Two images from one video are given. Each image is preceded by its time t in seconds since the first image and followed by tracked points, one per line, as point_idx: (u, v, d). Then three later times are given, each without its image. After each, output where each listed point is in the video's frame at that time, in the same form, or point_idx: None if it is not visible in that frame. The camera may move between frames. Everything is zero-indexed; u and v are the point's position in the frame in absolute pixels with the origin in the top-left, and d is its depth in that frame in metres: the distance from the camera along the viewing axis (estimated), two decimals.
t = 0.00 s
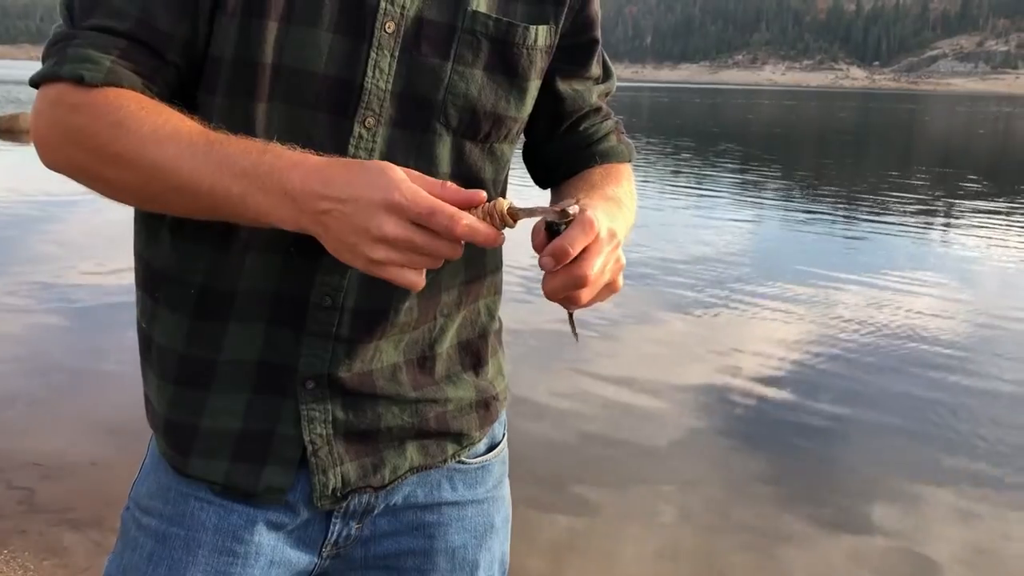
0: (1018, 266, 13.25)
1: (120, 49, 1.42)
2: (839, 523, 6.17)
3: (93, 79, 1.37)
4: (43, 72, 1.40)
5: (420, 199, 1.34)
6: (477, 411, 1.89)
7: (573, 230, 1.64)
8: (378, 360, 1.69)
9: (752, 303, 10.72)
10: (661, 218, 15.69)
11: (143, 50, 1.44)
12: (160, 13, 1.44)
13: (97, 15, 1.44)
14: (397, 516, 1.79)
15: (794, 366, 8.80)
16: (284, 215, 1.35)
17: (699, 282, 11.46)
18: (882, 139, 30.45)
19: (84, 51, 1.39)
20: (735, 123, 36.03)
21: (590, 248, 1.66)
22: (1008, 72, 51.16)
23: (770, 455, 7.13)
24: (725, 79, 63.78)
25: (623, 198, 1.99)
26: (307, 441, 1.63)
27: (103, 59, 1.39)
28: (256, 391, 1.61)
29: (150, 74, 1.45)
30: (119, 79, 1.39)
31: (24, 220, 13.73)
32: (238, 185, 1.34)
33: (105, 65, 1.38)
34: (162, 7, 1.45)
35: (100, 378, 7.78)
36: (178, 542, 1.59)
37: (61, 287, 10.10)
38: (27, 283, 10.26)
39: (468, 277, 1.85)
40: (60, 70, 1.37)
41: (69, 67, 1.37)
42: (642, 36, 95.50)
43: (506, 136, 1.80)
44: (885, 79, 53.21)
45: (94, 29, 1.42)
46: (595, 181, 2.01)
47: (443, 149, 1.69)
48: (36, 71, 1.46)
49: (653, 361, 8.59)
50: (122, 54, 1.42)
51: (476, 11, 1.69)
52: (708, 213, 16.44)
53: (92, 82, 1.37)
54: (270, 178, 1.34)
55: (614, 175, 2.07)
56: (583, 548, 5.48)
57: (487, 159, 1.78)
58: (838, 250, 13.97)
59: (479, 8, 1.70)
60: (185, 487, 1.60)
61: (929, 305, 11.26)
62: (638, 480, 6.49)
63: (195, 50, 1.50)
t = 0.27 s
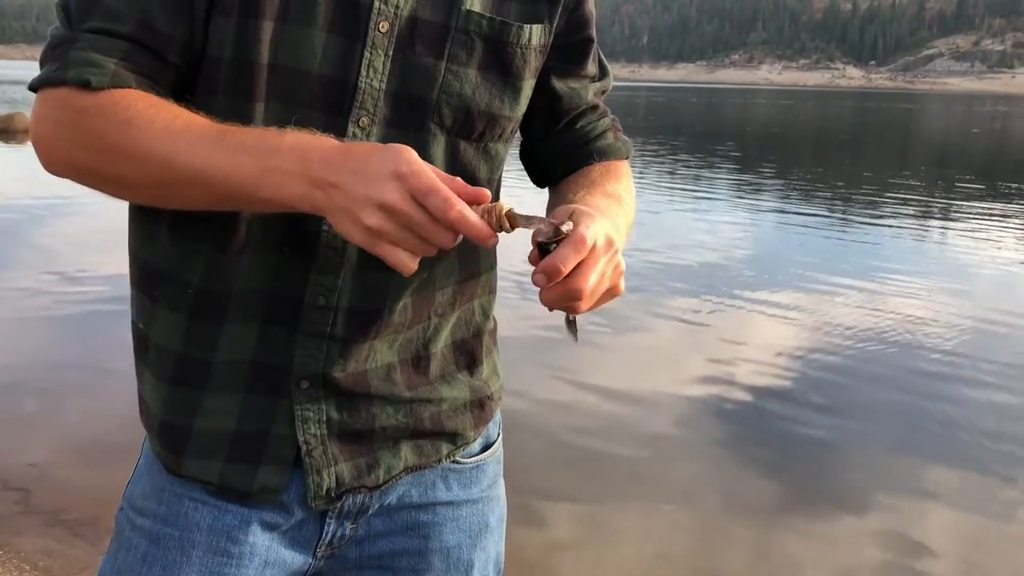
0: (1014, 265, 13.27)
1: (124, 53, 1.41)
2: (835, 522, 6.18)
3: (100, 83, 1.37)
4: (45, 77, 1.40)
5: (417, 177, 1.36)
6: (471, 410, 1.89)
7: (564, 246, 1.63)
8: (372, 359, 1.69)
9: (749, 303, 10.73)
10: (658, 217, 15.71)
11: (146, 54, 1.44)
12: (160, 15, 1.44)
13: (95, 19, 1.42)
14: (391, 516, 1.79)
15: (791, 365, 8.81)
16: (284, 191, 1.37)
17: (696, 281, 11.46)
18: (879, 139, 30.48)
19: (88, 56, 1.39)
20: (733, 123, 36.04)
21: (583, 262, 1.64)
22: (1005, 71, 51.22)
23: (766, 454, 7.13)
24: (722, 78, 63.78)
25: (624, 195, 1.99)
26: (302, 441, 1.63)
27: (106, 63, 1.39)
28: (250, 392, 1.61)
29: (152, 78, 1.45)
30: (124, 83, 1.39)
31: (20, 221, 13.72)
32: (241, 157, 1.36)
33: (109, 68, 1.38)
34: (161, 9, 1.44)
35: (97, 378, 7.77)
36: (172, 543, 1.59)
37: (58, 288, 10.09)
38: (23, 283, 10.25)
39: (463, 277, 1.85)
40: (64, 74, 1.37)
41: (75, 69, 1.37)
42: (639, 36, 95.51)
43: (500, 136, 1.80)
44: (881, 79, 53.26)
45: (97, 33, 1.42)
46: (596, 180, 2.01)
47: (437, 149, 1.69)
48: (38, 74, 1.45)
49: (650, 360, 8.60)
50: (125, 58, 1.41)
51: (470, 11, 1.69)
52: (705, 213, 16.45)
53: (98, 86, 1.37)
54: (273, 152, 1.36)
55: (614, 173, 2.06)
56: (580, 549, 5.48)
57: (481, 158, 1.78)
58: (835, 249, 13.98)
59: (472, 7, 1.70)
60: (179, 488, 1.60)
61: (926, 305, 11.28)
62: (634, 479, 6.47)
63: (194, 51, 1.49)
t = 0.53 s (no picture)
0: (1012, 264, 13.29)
1: (141, 58, 1.42)
2: (834, 521, 6.19)
3: (117, 90, 1.38)
4: (67, 90, 1.41)
5: (419, 175, 1.32)
6: (470, 409, 1.89)
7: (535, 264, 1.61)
8: (371, 358, 1.69)
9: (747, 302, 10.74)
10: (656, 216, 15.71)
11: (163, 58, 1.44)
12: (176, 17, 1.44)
13: (112, 27, 1.44)
14: (391, 514, 1.79)
15: (789, 363, 8.82)
16: (284, 191, 1.36)
17: (694, 280, 11.47)
18: (877, 137, 30.50)
19: (106, 63, 1.40)
20: (731, 122, 36.01)
21: (550, 287, 1.63)
22: (1003, 70, 51.22)
23: (765, 453, 7.13)
24: (720, 77, 63.78)
25: (609, 201, 2.01)
26: (301, 439, 1.63)
27: (124, 69, 1.39)
28: (250, 391, 1.61)
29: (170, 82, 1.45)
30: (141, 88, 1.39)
31: (18, 220, 13.69)
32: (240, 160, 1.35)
33: (126, 74, 1.39)
34: (178, 13, 1.45)
35: (95, 378, 7.76)
36: (171, 541, 1.58)
37: (56, 288, 10.08)
38: (20, 283, 10.23)
39: (463, 277, 1.85)
40: (84, 84, 1.39)
41: (95, 75, 1.39)
42: (637, 34, 95.48)
43: (499, 134, 1.80)
44: (880, 78, 53.27)
45: (116, 39, 1.43)
46: (582, 186, 2.03)
47: (434, 147, 1.69)
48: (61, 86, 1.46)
49: (648, 359, 8.60)
50: (144, 64, 1.42)
51: (469, 9, 1.69)
52: (703, 211, 16.46)
53: (116, 92, 1.38)
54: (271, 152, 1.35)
55: (602, 177, 2.08)
56: (578, 548, 5.48)
57: (479, 156, 1.78)
58: (833, 248, 13.99)
59: (471, 5, 1.70)
60: (178, 486, 1.60)
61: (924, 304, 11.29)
62: (634, 478, 6.48)
63: (209, 53, 1.49)
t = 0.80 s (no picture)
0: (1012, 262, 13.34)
1: (114, 55, 1.39)
2: (832, 520, 6.23)
3: (81, 87, 1.34)
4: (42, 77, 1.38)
5: (335, 277, 1.12)
6: (470, 404, 1.92)
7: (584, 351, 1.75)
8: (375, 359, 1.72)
9: (747, 300, 10.78)
10: (657, 214, 15.76)
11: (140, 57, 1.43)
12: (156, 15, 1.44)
13: (93, 19, 1.42)
14: (393, 508, 1.83)
15: (788, 362, 8.87)
16: (200, 242, 1.24)
17: (695, 279, 11.52)
18: (879, 135, 30.53)
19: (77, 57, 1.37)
20: (732, 120, 36.03)
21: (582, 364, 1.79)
22: (1004, 68, 51.20)
23: (764, 451, 7.16)
24: (721, 75, 63.80)
25: (613, 228, 2.12)
26: (305, 440, 1.66)
27: (91, 66, 1.36)
28: (252, 391, 1.64)
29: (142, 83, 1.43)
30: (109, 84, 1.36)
31: (21, 219, 13.75)
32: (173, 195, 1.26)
33: (93, 70, 1.35)
34: (158, 11, 1.44)
35: (98, 376, 7.81)
36: (177, 538, 1.62)
37: (58, 287, 10.12)
38: (22, 281, 10.28)
39: (462, 281, 1.88)
40: (52, 77, 1.35)
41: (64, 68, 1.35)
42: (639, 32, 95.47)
43: (504, 139, 1.84)
44: (881, 76, 53.33)
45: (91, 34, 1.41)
46: (586, 208, 2.12)
47: (442, 151, 1.73)
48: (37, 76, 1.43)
49: (649, 357, 8.66)
50: (117, 60, 1.39)
51: (479, 16, 1.74)
52: (704, 210, 16.50)
53: (80, 91, 1.34)
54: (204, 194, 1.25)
55: (603, 195, 2.15)
56: (577, 547, 5.53)
57: (485, 162, 1.82)
58: (833, 246, 14.04)
59: (481, 13, 1.74)
60: (183, 485, 1.64)
61: (923, 302, 11.34)
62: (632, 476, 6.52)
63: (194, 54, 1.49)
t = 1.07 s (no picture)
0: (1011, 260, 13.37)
1: (122, 164, 1.21)
2: (832, 516, 6.25)
3: (91, 209, 1.19)
4: (55, 177, 1.22)
5: None
6: (464, 390, 1.95)
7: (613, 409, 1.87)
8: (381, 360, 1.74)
9: (747, 299, 10.80)
10: (657, 212, 15.78)
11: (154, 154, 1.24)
12: (163, 107, 1.23)
13: (98, 103, 1.23)
14: (397, 491, 1.85)
15: (788, 360, 8.89)
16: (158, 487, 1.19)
17: (694, 277, 11.54)
18: (878, 133, 30.58)
19: (86, 169, 1.20)
20: (732, 118, 36.06)
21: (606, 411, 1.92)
22: (1004, 66, 51.22)
23: (763, 450, 7.18)
24: (720, 73, 63.84)
25: (596, 238, 2.17)
26: (318, 441, 1.67)
27: (101, 180, 1.19)
28: (262, 408, 1.64)
29: (159, 187, 1.24)
30: (115, 199, 1.19)
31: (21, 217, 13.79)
32: (149, 431, 1.17)
33: (102, 187, 1.19)
34: (170, 100, 1.24)
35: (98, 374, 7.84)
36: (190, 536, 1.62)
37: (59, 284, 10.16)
38: (22, 280, 10.30)
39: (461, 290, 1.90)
40: (62, 193, 1.19)
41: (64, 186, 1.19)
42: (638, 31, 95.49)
43: (507, 152, 1.82)
44: (880, 74, 53.40)
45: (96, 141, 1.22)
46: (573, 219, 2.14)
47: (447, 173, 1.69)
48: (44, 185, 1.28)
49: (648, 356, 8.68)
50: (129, 170, 1.21)
51: (481, 41, 1.67)
52: (704, 208, 16.52)
53: (89, 215, 1.19)
54: (183, 458, 1.17)
55: (582, 202, 2.16)
56: (577, 545, 5.55)
57: (488, 176, 1.80)
58: (833, 245, 14.06)
59: (484, 37, 1.68)
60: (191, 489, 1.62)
61: (923, 299, 11.36)
62: (631, 474, 6.53)
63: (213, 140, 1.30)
